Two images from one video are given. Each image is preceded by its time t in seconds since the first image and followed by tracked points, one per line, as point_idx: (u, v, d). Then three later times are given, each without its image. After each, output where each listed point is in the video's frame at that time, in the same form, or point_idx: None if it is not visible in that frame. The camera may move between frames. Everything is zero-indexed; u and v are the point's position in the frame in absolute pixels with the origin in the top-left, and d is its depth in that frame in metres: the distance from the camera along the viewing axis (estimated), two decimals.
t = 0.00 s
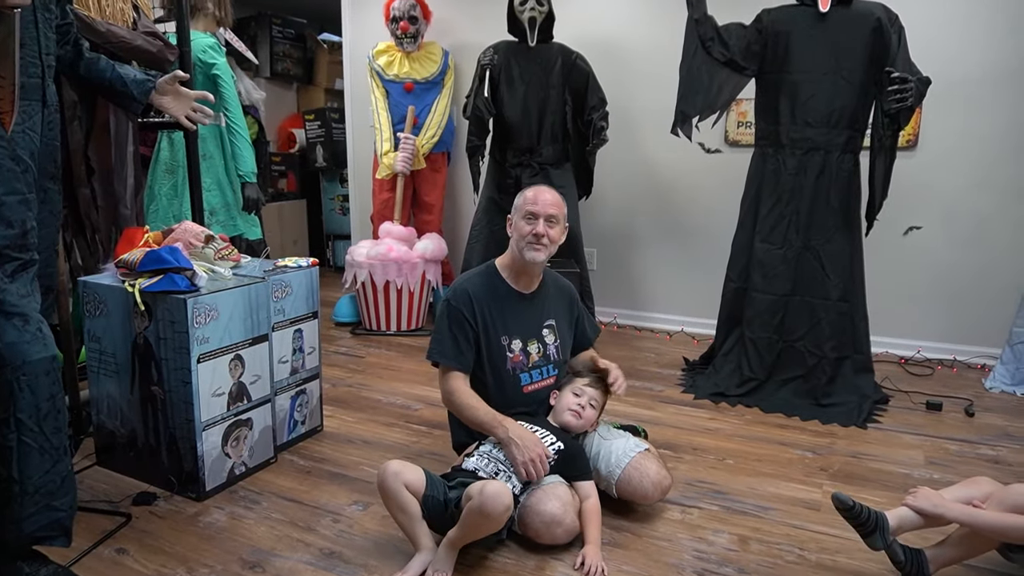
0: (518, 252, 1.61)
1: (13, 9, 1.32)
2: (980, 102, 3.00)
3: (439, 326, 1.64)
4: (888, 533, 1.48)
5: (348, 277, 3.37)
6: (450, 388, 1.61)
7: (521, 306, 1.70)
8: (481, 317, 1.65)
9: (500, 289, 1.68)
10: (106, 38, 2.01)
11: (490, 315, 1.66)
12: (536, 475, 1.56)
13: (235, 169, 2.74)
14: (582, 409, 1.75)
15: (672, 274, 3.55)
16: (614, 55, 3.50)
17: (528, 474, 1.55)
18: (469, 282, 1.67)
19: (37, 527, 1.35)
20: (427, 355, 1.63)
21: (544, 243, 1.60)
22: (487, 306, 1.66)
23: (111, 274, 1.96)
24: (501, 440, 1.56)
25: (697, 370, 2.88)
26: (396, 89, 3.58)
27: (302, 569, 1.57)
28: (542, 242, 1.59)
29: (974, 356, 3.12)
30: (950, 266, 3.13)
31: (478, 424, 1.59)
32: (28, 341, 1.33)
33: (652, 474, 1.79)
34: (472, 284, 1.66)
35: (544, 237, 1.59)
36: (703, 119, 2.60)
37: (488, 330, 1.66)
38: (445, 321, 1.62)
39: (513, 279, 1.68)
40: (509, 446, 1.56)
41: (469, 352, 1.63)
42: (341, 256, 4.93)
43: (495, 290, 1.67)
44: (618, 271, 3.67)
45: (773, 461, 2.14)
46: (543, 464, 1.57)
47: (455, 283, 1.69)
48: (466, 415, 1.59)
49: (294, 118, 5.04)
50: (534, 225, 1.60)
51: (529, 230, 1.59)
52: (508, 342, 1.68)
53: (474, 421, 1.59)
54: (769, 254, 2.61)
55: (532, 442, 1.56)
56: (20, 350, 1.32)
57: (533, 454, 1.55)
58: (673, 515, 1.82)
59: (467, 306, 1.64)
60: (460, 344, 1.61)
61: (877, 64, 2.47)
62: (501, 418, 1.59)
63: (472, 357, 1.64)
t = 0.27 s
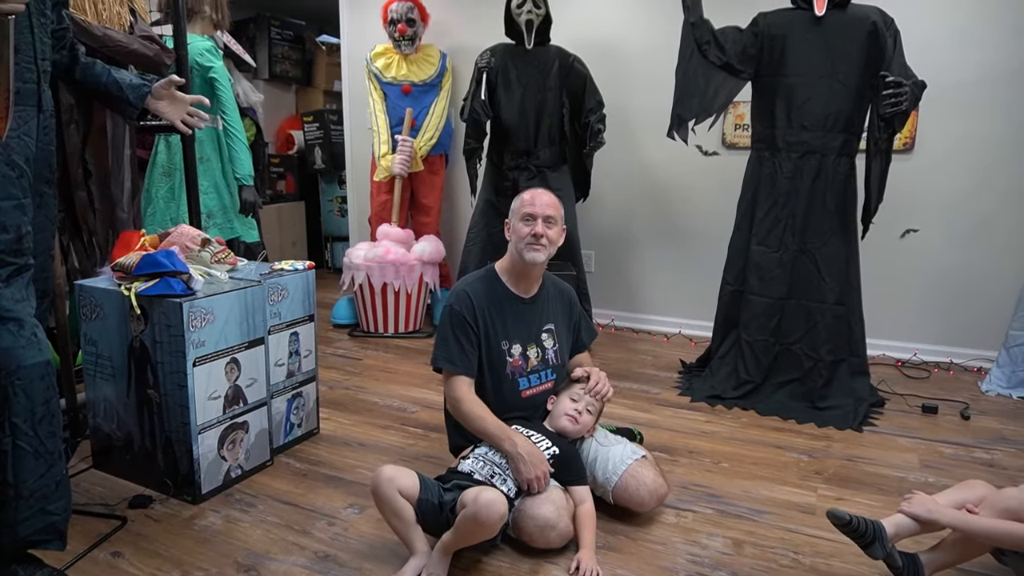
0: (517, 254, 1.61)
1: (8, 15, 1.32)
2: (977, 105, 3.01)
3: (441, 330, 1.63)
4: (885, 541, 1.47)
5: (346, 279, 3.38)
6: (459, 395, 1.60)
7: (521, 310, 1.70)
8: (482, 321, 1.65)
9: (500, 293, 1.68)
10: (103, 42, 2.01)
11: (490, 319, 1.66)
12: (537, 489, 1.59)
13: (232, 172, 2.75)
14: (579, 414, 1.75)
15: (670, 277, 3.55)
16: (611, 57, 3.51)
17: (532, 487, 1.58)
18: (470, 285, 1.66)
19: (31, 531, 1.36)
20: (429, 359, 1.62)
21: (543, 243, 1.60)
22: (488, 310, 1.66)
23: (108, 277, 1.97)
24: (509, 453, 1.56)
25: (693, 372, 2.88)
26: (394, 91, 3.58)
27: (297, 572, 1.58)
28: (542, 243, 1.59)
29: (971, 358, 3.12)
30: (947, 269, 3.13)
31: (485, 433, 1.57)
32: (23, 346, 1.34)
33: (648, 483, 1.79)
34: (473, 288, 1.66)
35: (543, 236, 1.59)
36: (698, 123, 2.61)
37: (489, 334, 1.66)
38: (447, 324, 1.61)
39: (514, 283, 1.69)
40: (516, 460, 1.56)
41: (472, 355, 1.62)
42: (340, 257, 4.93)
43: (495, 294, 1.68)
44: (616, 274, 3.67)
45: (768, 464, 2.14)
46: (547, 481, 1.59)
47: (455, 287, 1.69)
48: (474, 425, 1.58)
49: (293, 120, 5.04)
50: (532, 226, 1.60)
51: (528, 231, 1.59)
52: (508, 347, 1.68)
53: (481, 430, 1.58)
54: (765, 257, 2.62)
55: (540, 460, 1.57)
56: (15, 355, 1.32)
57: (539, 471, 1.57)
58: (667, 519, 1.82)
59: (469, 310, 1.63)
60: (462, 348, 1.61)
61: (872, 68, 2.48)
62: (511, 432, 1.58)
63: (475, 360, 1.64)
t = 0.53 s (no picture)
0: (516, 255, 1.63)
1: (8, 19, 1.34)
2: (972, 106, 3.03)
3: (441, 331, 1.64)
4: (875, 541, 1.48)
5: (344, 279, 3.39)
6: (464, 397, 1.59)
7: (518, 311, 1.71)
8: (481, 322, 1.66)
9: (498, 294, 1.69)
10: (102, 45, 2.02)
11: (488, 321, 1.67)
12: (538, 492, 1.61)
13: (230, 173, 2.76)
14: (576, 417, 1.77)
15: (667, 277, 3.57)
16: (608, 58, 3.53)
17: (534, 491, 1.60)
18: (468, 287, 1.68)
19: (31, 529, 1.38)
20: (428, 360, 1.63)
21: (542, 243, 1.62)
22: (486, 311, 1.67)
23: (107, 278, 1.98)
24: (516, 455, 1.57)
25: (689, 372, 2.90)
26: (392, 93, 3.60)
27: (294, 570, 1.59)
28: (541, 243, 1.61)
29: (966, 358, 3.14)
30: (942, 269, 3.15)
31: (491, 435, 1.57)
32: (23, 346, 1.36)
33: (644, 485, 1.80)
34: (471, 289, 1.67)
35: (543, 237, 1.61)
36: (694, 124, 2.63)
37: (487, 335, 1.67)
38: (447, 325, 1.62)
39: (512, 284, 1.70)
40: (523, 463, 1.57)
41: (471, 357, 1.63)
42: (339, 258, 4.95)
43: (493, 296, 1.69)
44: (613, 274, 3.69)
45: (763, 463, 2.16)
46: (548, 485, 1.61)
47: (453, 288, 1.70)
48: (482, 428, 1.57)
49: (292, 121, 5.06)
50: (531, 226, 1.62)
51: (527, 232, 1.61)
52: (506, 347, 1.70)
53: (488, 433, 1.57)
54: (761, 258, 2.63)
55: (544, 464, 1.59)
56: (15, 355, 1.34)
57: (544, 474, 1.58)
58: (662, 517, 1.84)
59: (468, 311, 1.64)
60: (462, 348, 1.62)
61: (866, 69, 2.49)
62: (517, 435, 1.58)
63: (475, 361, 1.65)
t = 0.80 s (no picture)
0: (512, 257, 1.64)
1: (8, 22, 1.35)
2: (967, 108, 3.04)
3: (437, 334, 1.64)
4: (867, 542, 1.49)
5: (343, 279, 3.41)
6: (453, 399, 1.61)
7: (515, 313, 1.72)
8: (477, 325, 1.67)
9: (494, 296, 1.70)
10: (102, 46, 2.04)
11: (485, 323, 1.68)
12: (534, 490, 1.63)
13: (230, 173, 2.77)
14: (572, 418, 1.78)
15: (664, 277, 3.58)
16: (606, 59, 3.54)
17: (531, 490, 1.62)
18: (464, 289, 1.68)
19: (31, 526, 1.39)
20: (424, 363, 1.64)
21: (538, 244, 1.63)
22: (483, 314, 1.68)
23: (106, 277, 1.99)
24: (511, 454, 1.58)
25: (686, 372, 2.91)
26: (391, 93, 3.61)
27: (292, 567, 1.60)
28: (537, 244, 1.62)
29: (962, 359, 3.15)
30: (938, 270, 3.16)
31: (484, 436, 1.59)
32: (23, 345, 1.37)
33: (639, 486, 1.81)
34: (467, 292, 1.68)
35: (538, 238, 1.62)
36: (690, 125, 2.64)
37: (484, 337, 1.68)
38: (442, 328, 1.63)
39: (508, 287, 1.71)
40: (518, 461, 1.59)
41: (467, 360, 1.64)
42: (338, 258, 4.96)
43: (489, 298, 1.70)
44: (611, 274, 3.70)
45: (758, 462, 2.17)
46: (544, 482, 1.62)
47: (449, 290, 1.70)
48: (476, 429, 1.59)
49: (291, 121, 5.07)
50: (527, 227, 1.63)
51: (523, 233, 1.62)
52: (502, 349, 1.71)
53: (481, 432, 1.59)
54: (757, 258, 2.65)
55: (539, 461, 1.60)
56: (14, 354, 1.35)
57: (539, 472, 1.60)
58: (657, 516, 1.85)
59: (463, 314, 1.65)
60: (457, 352, 1.63)
61: (862, 71, 2.51)
62: (511, 433, 1.60)
63: (470, 364, 1.66)
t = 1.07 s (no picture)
0: (502, 258, 1.64)
1: None
2: (957, 108, 3.06)
3: (427, 337, 1.64)
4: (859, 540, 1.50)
5: (335, 280, 3.40)
6: (443, 400, 1.61)
7: (505, 314, 1.72)
8: (467, 327, 1.67)
9: (484, 297, 1.70)
10: (92, 46, 2.03)
11: (475, 324, 1.68)
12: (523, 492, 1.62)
13: (221, 174, 2.76)
14: (562, 419, 1.76)
15: (657, 276, 3.59)
16: (599, 59, 3.55)
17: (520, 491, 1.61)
18: (453, 291, 1.68)
19: (22, 529, 1.38)
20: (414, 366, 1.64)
21: (528, 245, 1.63)
22: (473, 315, 1.68)
23: (97, 278, 1.98)
24: (498, 456, 1.58)
25: (679, 371, 2.92)
26: (383, 93, 3.61)
27: (285, 569, 1.60)
28: (527, 245, 1.62)
29: (953, 357, 3.17)
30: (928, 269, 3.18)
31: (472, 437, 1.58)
32: (15, 347, 1.36)
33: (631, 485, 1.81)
34: (457, 293, 1.68)
35: (528, 239, 1.62)
36: (683, 125, 2.65)
37: (474, 339, 1.68)
38: (432, 331, 1.63)
39: (499, 288, 1.71)
40: (505, 463, 1.58)
41: (458, 362, 1.64)
42: (331, 258, 4.95)
43: (480, 299, 1.70)
44: (604, 274, 3.71)
45: (751, 461, 2.18)
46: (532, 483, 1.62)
47: (438, 292, 1.70)
48: (464, 431, 1.59)
49: (283, 121, 5.05)
50: (517, 228, 1.63)
51: (513, 234, 1.62)
52: (493, 350, 1.71)
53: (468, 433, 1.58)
54: (749, 258, 2.66)
55: (527, 462, 1.60)
56: (5, 356, 1.34)
57: (526, 473, 1.59)
58: (650, 515, 1.86)
59: (453, 316, 1.65)
60: (448, 355, 1.63)
61: (853, 71, 2.52)
62: (498, 435, 1.60)
63: (460, 366, 1.66)
